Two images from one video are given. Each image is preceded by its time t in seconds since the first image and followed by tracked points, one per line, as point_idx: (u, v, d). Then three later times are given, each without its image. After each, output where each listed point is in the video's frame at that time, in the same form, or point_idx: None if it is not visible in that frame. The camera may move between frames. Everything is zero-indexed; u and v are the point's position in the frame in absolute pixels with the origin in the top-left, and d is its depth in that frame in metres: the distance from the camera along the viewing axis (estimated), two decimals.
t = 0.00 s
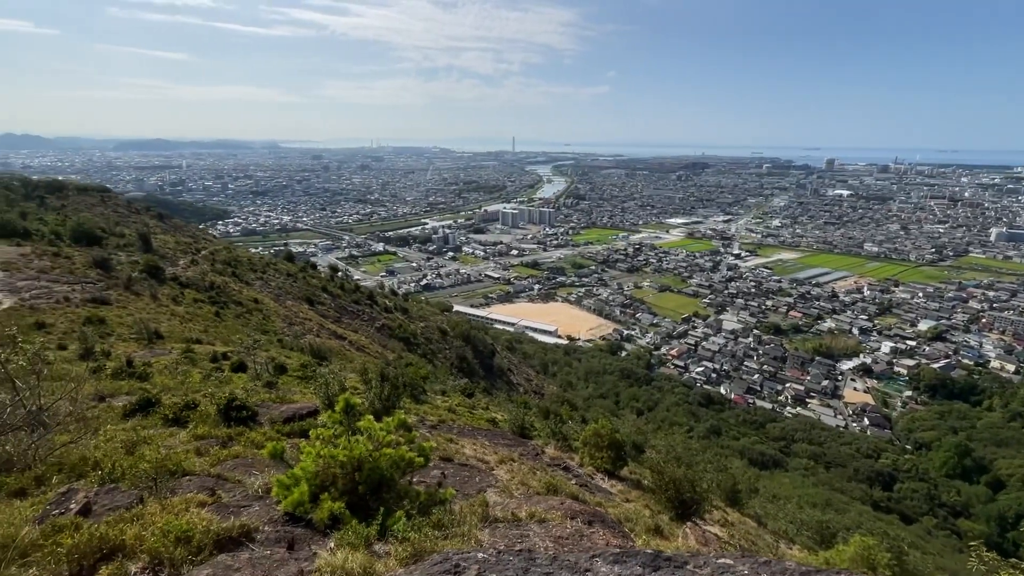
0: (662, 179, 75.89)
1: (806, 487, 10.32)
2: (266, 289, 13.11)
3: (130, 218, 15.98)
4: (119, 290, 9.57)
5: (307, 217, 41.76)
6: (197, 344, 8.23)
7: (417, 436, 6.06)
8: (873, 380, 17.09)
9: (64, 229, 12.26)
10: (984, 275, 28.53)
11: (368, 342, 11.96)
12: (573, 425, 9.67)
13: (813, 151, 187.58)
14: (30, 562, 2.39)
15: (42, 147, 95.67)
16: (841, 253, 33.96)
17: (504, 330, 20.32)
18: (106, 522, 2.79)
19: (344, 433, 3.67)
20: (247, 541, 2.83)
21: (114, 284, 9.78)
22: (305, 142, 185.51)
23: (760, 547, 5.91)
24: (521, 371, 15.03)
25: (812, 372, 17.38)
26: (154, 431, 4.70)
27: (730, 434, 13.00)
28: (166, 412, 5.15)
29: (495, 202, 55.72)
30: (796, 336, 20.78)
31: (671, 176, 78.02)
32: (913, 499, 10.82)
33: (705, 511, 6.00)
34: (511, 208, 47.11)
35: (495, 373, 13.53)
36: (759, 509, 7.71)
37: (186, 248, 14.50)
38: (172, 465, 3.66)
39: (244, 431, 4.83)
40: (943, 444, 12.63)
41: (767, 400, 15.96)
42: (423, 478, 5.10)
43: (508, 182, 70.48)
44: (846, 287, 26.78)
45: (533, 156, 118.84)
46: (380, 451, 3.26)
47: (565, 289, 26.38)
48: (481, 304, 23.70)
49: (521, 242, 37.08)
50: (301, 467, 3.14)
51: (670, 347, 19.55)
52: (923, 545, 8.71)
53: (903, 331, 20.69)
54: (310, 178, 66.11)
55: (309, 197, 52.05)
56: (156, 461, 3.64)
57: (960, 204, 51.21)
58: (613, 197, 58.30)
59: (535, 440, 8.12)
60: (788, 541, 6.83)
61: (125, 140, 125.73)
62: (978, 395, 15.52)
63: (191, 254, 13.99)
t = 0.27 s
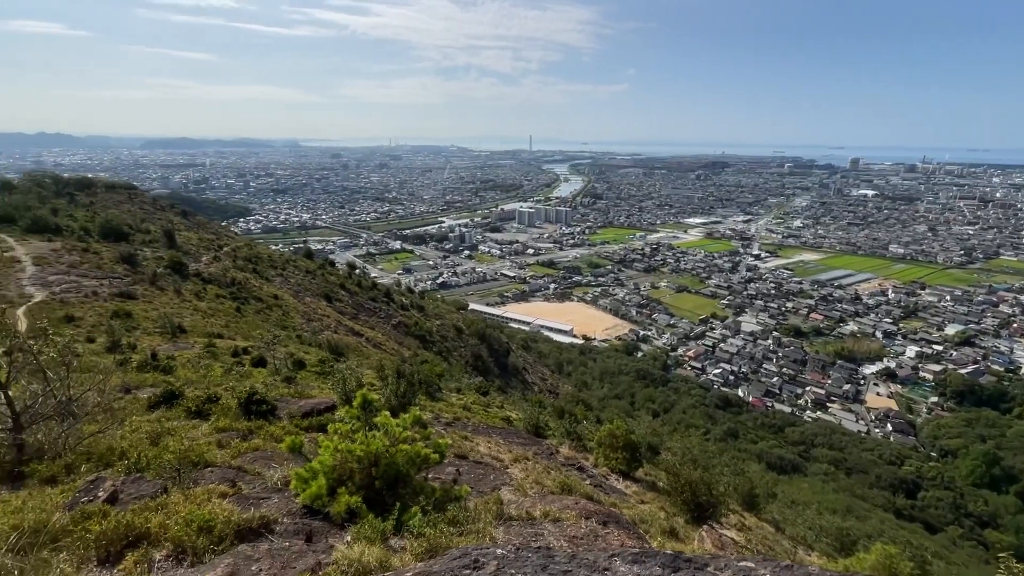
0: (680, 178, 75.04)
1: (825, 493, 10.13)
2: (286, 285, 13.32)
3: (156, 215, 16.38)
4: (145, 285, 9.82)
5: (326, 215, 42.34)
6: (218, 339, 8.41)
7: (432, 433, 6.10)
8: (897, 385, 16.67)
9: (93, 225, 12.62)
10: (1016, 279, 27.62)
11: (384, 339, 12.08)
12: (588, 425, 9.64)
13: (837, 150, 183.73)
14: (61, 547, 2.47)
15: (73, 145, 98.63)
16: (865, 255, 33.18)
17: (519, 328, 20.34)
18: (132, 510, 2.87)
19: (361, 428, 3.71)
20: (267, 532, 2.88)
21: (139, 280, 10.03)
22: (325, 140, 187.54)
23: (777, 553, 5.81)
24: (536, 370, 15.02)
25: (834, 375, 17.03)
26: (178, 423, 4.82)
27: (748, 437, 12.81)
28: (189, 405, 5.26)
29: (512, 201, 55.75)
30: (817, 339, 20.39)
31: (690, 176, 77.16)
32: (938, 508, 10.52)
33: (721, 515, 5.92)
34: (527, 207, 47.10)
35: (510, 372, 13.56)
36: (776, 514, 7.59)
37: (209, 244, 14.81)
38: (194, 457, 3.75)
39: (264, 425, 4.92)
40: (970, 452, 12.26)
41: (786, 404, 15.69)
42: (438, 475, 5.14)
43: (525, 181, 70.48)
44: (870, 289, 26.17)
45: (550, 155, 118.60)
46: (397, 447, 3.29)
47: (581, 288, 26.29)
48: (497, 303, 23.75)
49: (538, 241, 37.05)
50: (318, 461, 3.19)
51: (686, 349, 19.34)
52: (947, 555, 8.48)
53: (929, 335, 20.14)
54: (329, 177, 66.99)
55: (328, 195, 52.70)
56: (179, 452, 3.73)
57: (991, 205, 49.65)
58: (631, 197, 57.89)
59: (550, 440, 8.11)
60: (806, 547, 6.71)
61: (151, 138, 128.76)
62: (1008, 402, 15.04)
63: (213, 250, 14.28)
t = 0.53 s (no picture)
0: (699, 177, 74.20)
1: (845, 499, 9.92)
2: (304, 282, 13.50)
3: (180, 212, 16.75)
4: (169, 281, 10.05)
5: (344, 212, 42.81)
6: (239, 334, 8.57)
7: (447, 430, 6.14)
8: (921, 390, 16.24)
9: (120, 222, 12.96)
10: None
11: (401, 336, 12.17)
12: (603, 425, 9.59)
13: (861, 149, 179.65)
14: (89, 534, 2.55)
15: (102, 144, 101.38)
16: (889, 257, 32.40)
17: (534, 327, 20.33)
18: (157, 499, 2.95)
19: (377, 424, 3.74)
20: (286, 524, 2.93)
21: (164, 275, 10.27)
22: (344, 139, 189.59)
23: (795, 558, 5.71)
24: (551, 369, 14.99)
25: (855, 379, 16.67)
26: (200, 415, 4.93)
27: (765, 440, 12.62)
28: (210, 398, 5.38)
29: (528, 199, 55.69)
30: (839, 342, 19.98)
31: (709, 175, 76.18)
32: (963, 517, 10.22)
33: (738, 519, 5.83)
34: (543, 206, 47.03)
35: (525, 370, 13.56)
36: (794, 520, 7.45)
37: (230, 241, 15.09)
38: (216, 449, 3.83)
39: (283, 419, 5.00)
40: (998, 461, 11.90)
41: (805, 408, 15.40)
42: (453, 472, 5.16)
43: (542, 179, 70.34)
44: (894, 292, 25.55)
45: (567, 154, 118.15)
46: (413, 443, 3.32)
47: (597, 287, 26.17)
48: (512, 301, 23.77)
49: (554, 240, 36.97)
50: (336, 455, 3.23)
51: (703, 350, 19.11)
52: (973, 566, 8.24)
53: (956, 339, 19.57)
54: (348, 175, 67.73)
55: (346, 193, 53.31)
56: (201, 444, 3.81)
57: None
58: (648, 196, 57.38)
59: (564, 439, 8.09)
60: (825, 554, 6.57)
61: (177, 137, 131.77)
62: None
63: (235, 247, 14.55)
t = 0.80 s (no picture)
0: (718, 176, 73.18)
1: (866, 506, 9.71)
2: (322, 279, 13.68)
3: (202, 209, 17.10)
4: (191, 277, 10.27)
5: (362, 210, 43.25)
6: (259, 330, 8.72)
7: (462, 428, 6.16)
8: (947, 396, 15.81)
9: (145, 218, 13.29)
10: None
11: (416, 333, 12.25)
12: (617, 425, 9.52)
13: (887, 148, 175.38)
14: (117, 521, 2.63)
15: (128, 142, 104.03)
16: (915, 259, 31.55)
17: (549, 327, 20.29)
18: (181, 489, 3.02)
19: (394, 420, 3.78)
20: (304, 516, 2.98)
21: (187, 271, 10.51)
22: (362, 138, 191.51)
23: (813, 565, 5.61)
24: (566, 369, 14.95)
25: (877, 384, 16.29)
26: (221, 408, 5.03)
27: (783, 444, 12.42)
28: (231, 391, 5.49)
29: (544, 198, 55.58)
30: (861, 345, 19.55)
31: (728, 174, 75.13)
32: (990, 528, 9.92)
33: (755, 523, 5.74)
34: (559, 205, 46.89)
35: (539, 369, 13.55)
36: (813, 525, 7.32)
37: (251, 238, 15.36)
38: (237, 441, 3.91)
39: (301, 414, 5.07)
40: None
41: (825, 412, 15.11)
42: (468, 469, 5.19)
43: (558, 178, 70.12)
44: (920, 295, 24.89)
45: (584, 153, 117.56)
46: (429, 439, 3.34)
47: (613, 287, 26.01)
48: (527, 300, 23.78)
49: (570, 239, 36.84)
50: (354, 450, 3.27)
51: (721, 352, 18.87)
52: None
53: (985, 344, 18.99)
54: (365, 173, 68.38)
55: (364, 191, 53.86)
56: (223, 436, 3.90)
57: None
58: (666, 195, 56.81)
59: (579, 439, 8.06)
60: (844, 561, 6.44)
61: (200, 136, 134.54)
62: None
63: (255, 244, 14.80)
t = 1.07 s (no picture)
0: (738, 176, 72.13)
1: (887, 513, 9.49)
2: (340, 276, 13.84)
3: (225, 206, 17.45)
4: (213, 272, 10.49)
5: (379, 208, 43.67)
6: (278, 325, 8.87)
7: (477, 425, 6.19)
8: (974, 403, 15.36)
9: (170, 215, 13.61)
10: None
11: (432, 331, 12.34)
12: (632, 426, 9.46)
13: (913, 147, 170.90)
14: (143, 509, 2.72)
15: (154, 141, 106.71)
16: (942, 261, 30.70)
17: (564, 326, 20.27)
18: (203, 480, 3.09)
19: (410, 417, 3.80)
20: (322, 509, 3.03)
21: (209, 267, 10.73)
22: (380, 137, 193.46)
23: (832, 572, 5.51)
24: (580, 369, 14.91)
25: (901, 389, 15.90)
26: (242, 402, 5.13)
27: (802, 449, 12.21)
28: (252, 385, 5.59)
29: (560, 197, 55.45)
30: (884, 349, 19.11)
31: (748, 173, 74.00)
32: (1018, 539, 9.60)
33: (772, 528, 5.66)
34: (576, 204, 46.71)
35: (554, 368, 13.54)
36: (831, 532, 7.18)
37: (271, 235, 15.61)
38: (257, 434, 3.99)
39: (318, 408, 5.15)
40: None
41: (846, 417, 14.80)
42: (482, 466, 5.21)
43: (575, 177, 69.84)
44: (946, 299, 24.22)
45: (602, 151, 116.84)
46: (445, 436, 3.36)
47: (629, 287, 25.85)
48: (543, 299, 23.78)
49: (586, 238, 36.70)
50: (370, 445, 3.32)
51: (738, 354, 18.62)
52: None
53: (1015, 350, 18.40)
54: (383, 172, 69.02)
55: (381, 189, 54.33)
56: (244, 429, 3.98)
57: None
58: (684, 195, 56.20)
59: (593, 439, 8.02)
60: (864, 570, 6.30)
61: (222, 134, 137.15)
62: None
63: (276, 241, 15.06)
